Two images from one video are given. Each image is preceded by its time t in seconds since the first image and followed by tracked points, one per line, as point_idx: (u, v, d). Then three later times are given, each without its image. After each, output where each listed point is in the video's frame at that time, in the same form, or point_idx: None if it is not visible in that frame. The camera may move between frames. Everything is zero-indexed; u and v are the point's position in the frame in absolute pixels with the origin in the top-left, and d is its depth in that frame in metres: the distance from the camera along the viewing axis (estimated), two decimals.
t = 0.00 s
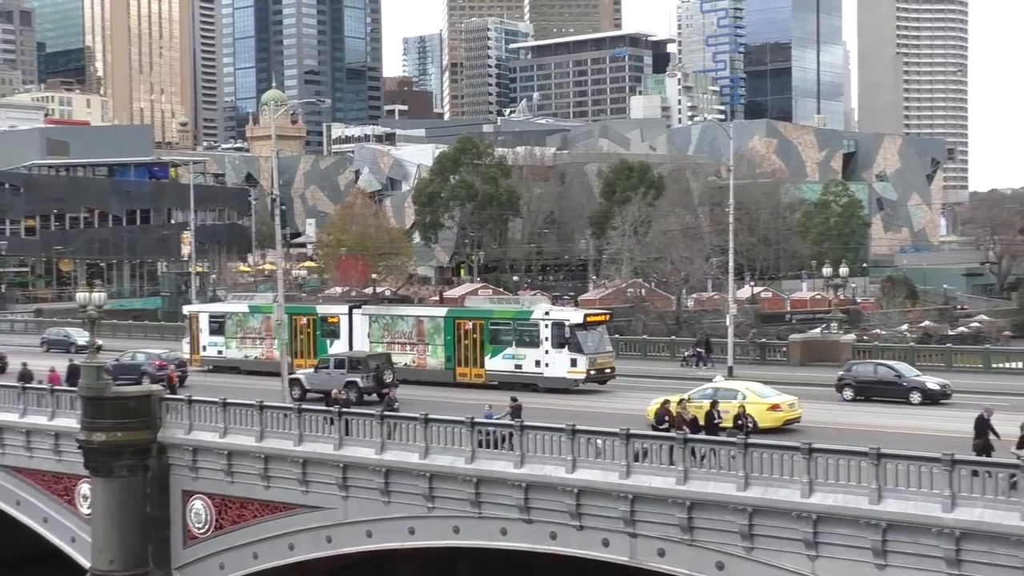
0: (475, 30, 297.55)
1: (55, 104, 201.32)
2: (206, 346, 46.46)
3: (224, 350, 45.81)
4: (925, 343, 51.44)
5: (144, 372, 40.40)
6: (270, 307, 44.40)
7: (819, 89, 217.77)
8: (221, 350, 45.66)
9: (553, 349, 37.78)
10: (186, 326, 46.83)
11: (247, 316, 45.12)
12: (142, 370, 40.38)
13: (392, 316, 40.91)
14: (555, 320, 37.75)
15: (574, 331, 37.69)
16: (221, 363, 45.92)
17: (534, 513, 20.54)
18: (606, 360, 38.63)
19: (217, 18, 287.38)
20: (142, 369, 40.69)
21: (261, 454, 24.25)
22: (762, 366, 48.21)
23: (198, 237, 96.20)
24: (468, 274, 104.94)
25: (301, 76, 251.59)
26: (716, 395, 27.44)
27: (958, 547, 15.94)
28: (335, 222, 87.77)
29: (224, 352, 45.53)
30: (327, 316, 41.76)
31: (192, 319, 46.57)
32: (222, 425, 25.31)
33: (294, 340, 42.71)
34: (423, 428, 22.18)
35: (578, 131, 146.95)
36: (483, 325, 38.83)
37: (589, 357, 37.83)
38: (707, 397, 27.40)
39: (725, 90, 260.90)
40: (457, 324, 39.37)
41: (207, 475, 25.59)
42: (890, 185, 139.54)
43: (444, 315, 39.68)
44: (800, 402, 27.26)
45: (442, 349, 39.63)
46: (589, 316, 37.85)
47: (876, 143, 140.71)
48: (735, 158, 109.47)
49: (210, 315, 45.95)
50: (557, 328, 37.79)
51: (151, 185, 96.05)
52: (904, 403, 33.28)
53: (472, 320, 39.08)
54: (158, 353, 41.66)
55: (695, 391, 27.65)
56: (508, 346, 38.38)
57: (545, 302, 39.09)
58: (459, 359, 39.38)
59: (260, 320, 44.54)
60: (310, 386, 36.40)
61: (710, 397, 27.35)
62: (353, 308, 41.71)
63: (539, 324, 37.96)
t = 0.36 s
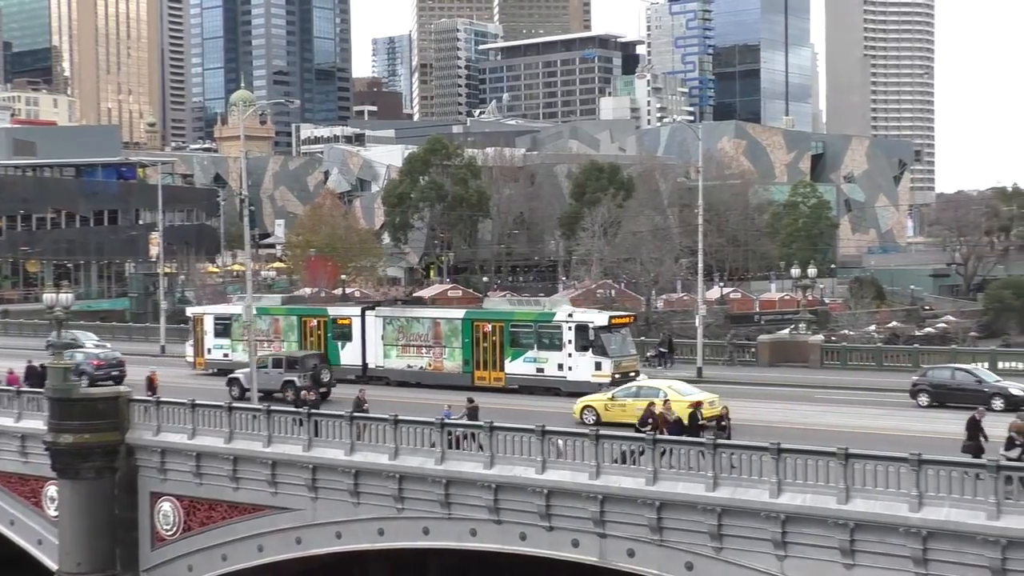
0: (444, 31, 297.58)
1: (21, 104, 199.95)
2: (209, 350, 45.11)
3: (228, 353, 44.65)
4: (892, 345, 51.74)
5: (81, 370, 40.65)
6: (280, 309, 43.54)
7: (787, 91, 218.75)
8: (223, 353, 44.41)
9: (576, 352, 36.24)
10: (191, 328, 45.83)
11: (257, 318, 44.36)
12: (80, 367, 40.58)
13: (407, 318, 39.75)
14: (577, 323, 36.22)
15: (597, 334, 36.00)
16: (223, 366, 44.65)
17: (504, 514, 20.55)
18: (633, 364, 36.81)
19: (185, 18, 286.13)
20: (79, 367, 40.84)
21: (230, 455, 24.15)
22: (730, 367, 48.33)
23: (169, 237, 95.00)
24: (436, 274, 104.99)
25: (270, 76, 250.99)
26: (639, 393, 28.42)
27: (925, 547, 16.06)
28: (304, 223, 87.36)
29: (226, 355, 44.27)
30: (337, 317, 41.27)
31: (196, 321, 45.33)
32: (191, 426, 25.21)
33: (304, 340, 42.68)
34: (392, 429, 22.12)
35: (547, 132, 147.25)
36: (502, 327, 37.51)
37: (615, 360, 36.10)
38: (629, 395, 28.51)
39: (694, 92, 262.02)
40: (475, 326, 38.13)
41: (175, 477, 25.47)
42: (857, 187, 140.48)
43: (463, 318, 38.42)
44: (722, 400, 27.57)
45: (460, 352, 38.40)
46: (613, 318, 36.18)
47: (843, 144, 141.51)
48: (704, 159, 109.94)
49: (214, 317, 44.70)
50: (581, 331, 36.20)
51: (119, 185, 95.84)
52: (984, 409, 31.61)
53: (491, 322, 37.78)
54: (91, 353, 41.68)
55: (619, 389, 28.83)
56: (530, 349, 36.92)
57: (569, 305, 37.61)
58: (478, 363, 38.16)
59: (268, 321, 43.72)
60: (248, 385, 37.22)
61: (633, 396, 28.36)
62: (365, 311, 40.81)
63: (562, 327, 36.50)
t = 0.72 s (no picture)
0: (420, 32, 297.16)
1: None
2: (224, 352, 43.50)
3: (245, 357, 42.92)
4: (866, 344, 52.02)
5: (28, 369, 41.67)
6: (296, 311, 41.45)
7: (761, 92, 219.37)
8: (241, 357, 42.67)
9: (610, 355, 34.70)
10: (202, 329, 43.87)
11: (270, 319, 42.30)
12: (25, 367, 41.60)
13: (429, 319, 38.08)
14: (611, 325, 34.69)
15: (632, 336, 34.57)
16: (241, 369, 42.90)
17: (480, 515, 20.56)
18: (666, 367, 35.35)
19: (160, 18, 284.98)
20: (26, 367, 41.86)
21: (205, 456, 24.07)
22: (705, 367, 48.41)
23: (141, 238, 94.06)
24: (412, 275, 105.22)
25: (245, 76, 250.09)
26: (570, 391, 29.06)
27: (898, 546, 16.16)
28: (279, 224, 87.08)
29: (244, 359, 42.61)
30: (358, 319, 39.62)
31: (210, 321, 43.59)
32: (166, 428, 25.11)
33: (322, 345, 40.76)
34: (369, 430, 22.10)
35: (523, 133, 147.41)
36: (531, 330, 35.80)
37: (648, 363, 34.60)
38: (561, 394, 29.11)
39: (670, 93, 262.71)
40: (502, 328, 36.42)
41: (149, 479, 25.38)
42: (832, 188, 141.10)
43: (489, 319, 36.73)
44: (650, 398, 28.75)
45: (486, 355, 36.68)
46: (648, 320, 34.74)
47: (818, 146, 142.16)
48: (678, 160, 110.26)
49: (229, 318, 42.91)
50: (614, 333, 34.70)
51: (94, 185, 93.96)
52: None
53: (520, 324, 36.06)
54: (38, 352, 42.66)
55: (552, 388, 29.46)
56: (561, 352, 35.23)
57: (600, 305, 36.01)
58: (505, 366, 36.39)
59: (282, 323, 41.68)
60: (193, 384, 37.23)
61: (565, 394, 28.98)
62: (386, 311, 39.14)
63: (594, 329, 34.92)
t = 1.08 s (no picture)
0: (407, 33, 297.12)
1: None
2: (251, 355, 42.49)
3: (274, 359, 41.89)
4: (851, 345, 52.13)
5: None
6: (326, 312, 40.26)
7: (747, 93, 219.62)
8: (271, 360, 41.67)
9: (656, 358, 33.40)
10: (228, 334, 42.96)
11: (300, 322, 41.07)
12: None
13: (466, 321, 36.75)
14: (656, 327, 33.45)
15: (679, 338, 33.30)
16: (271, 373, 41.88)
17: (466, 515, 20.56)
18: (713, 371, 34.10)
19: (145, 19, 284.26)
20: None
21: (191, 458, 24.01)
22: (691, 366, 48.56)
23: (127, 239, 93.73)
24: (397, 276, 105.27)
25: (231, 78, 249.91)
26: (511, 390, 29.47)
27: (884, 547, 16.20)
28: (265, 225, 86.97)
29: (275, 362, 41.56)
30: (390, 321, 38.27)
31: (238, 324, 42.64)
32: (152, 429, 25.06)
33: (354, 348, 39.51)
34: (354, 431, 22.10)
35: (509, 134, 147.42)
36: (574, 333, 34.55)
37: (696, 367, 33.33)
38: (503, 393, 29.54)
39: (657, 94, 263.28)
40: (542, 331, 35.07)
41: (135, 479, 25.35)
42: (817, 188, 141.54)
43: (530, 321, 35.31)
44: (589, 397, 29.40)
45: (528, 359, 35.31)
46: (695, 322, 33.50)
47: (803, 147, 142.45)
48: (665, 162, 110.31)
49: (258, 321, 41.91)
50: (660, 336, 33.45)
51: (80, 185, 92.04)
52: None
53: (561, 327, 34.77)
54: None
55: (494, 386, 29.89)
56: (605, 355, 34.06)
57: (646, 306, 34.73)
58: (546, 370, 35.19)
59: (313, 325, 40.46)
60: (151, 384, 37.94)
61: (506, 394, 29.39)
62: (420, 314, 37.73)
63: (639, 331, 33.67)
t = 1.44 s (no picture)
0: (398, 33, 296.51)
1: None
2: (284, 358, 41.75)
3: (307, 362, 41.18)
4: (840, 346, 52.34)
5: None
6: (362, 314, 39.49)
7: (738, 93, 219.43)
8: (305, 362, 40.96)
9: (709, 361, 33.15)
10: (261, 335, 42.21)
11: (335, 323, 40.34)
12: None
13: (510, 323, 36.30)
14: (711, 329, 33.23)
15: (733, 341, 33.09)
16: (304, 376, 41.16)
17: (457, 516, 20.55)
18: (765, 374, 33.99)
19: (135, 19, 283.48)
20: None
21: (181, 459, 23.96)
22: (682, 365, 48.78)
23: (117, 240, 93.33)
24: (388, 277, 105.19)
25: (220, 78, 249.52)
26: (460, 388, 30.58)
27: (874, 547, 16.23)
28: (255, 226, 86.86)
29: (309, 364, 40.85)
30: (428, 323, 37.49)
31: (272, 326, 41.97)
32: (142, 430, 25.01)
33: (391, 350, 38.69)
34: (344, 432, 22.10)
35: (500, 134, 147.49)
36: (622, 335, 34.27)
37: (751, 369, 33.13)
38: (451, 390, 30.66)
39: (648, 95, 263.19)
40: (589, 333, 34.83)
41: (125, 480, 25.30)
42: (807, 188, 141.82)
43: (578, 323, 34.96)
44: (534, 393, 30.59)
45: (574, 361, 34.98)
46: (750, 324, 33.33)
47: (794, 148, 142.60)
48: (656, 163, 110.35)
49: (290, 323, 41.28)
50: (713, 338, 33.21)
51: (69, 186, 91.44)
52: None
53: (609, 328, 34.53)
54: None
55: (443, 385, 31.00)
56: (656, 358, 33.72)
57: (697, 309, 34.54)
58: (592, 373, 34.84)
59: (349, 327, 39.72)
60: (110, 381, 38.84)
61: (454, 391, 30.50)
62: (462, 316, 37.18)
63: (691, 334, 33.45)
